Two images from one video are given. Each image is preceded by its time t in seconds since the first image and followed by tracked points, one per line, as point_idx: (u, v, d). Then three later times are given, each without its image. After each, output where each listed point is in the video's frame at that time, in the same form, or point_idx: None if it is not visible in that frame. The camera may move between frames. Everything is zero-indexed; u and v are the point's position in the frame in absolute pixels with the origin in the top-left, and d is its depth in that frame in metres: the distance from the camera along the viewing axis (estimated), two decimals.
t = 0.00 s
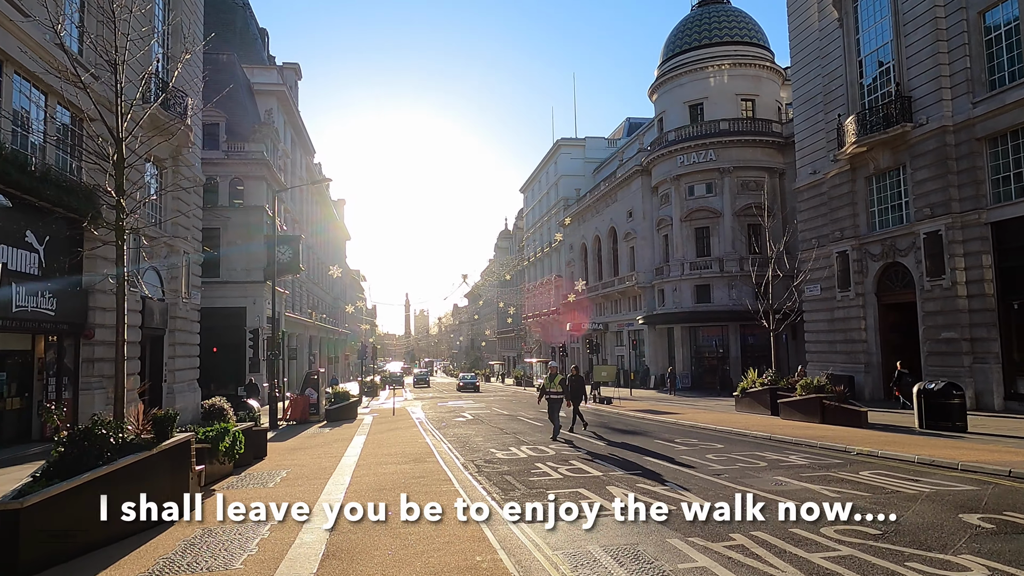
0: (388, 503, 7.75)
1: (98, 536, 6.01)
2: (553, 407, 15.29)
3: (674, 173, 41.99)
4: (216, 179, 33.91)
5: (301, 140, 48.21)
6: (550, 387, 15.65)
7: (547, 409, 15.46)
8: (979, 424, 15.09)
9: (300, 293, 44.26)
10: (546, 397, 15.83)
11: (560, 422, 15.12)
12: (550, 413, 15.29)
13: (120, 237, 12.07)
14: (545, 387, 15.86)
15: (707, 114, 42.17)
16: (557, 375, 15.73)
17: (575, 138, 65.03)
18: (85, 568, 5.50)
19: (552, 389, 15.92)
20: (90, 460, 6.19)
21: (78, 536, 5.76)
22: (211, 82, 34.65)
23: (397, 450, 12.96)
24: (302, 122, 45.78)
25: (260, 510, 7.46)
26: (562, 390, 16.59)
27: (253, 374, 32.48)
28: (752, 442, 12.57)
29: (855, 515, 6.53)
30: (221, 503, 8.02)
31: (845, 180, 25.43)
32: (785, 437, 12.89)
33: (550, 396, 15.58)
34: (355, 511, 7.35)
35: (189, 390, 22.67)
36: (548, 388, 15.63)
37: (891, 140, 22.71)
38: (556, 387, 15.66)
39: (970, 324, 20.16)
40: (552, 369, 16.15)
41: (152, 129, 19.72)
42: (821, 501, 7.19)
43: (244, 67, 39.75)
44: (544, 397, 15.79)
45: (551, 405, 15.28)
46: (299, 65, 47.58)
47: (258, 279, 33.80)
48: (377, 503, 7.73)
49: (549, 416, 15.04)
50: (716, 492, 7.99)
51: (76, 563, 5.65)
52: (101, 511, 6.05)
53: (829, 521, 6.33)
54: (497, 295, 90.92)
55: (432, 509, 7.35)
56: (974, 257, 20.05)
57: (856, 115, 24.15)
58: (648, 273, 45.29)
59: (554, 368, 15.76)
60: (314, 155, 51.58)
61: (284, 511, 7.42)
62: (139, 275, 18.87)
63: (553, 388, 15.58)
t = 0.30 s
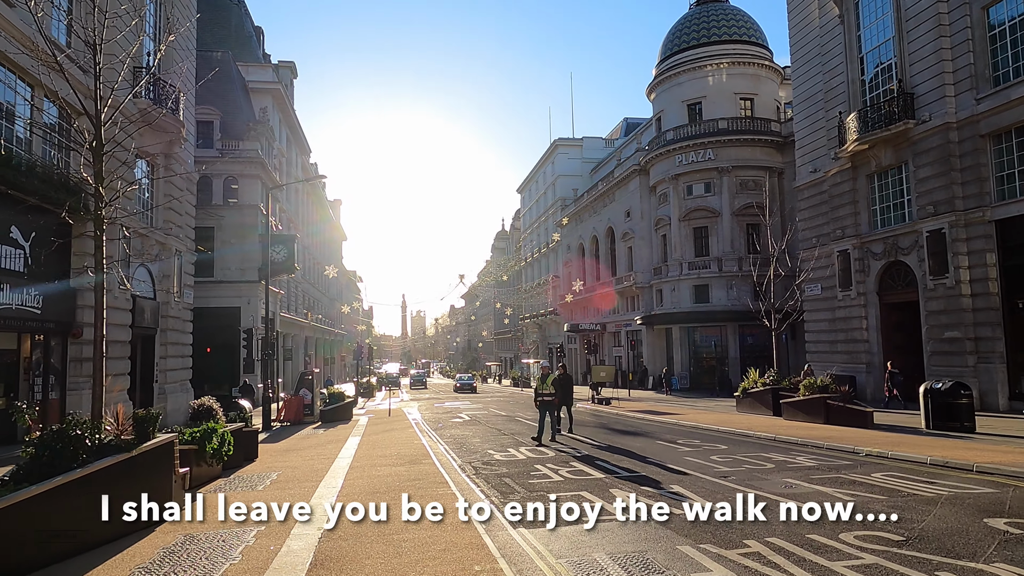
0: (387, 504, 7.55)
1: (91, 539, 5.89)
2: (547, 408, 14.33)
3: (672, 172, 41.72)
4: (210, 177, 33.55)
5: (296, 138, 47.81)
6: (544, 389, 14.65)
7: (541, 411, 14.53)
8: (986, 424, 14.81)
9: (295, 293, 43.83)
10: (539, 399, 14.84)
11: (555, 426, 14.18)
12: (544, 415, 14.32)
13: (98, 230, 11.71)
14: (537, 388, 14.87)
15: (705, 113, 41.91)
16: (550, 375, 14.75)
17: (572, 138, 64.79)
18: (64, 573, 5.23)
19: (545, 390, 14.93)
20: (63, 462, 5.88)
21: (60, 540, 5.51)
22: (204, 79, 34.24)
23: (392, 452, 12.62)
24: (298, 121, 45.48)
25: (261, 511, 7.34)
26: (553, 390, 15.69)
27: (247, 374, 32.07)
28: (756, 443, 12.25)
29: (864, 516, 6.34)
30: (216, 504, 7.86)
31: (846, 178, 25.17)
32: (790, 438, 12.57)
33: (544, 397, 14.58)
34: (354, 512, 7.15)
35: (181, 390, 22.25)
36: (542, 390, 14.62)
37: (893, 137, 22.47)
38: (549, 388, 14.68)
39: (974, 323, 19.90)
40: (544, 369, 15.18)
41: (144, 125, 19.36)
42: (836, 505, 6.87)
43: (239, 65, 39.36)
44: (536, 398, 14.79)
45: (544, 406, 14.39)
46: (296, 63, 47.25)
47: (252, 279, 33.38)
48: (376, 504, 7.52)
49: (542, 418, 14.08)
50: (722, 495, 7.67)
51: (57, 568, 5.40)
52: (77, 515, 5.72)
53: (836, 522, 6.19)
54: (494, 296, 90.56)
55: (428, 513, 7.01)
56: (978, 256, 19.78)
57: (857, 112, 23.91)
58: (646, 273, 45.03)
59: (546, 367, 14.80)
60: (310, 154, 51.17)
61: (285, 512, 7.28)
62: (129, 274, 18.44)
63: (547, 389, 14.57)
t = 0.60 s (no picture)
0: (388, 504, 7.82)
1: (66, 554, 5.53)
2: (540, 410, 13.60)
3: (671, 172, 41.44)
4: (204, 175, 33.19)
5: (292, 136, 47.36)
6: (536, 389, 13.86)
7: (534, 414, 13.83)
8: (994, 427, 14.54)
9: (291, 293, 43.46)
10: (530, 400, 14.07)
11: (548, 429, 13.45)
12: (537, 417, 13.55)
13: (80, 226, 11.33)
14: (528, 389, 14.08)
15: (704, 111, 41.64)
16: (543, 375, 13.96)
17: (570, 138, 64.49)
18: None
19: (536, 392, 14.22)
20: (36, 475, 5.53)
21: (33, 556, 5.15)
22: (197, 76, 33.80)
23: (389, 456, 12.30)
24: (294, 119, 45.08)
25: (262, 511, 7.61)
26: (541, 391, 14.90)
27: (242, 374, 31.65)
28: (763, 447, 11.95)
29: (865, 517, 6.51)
30: (222, 503, 8.18)
31: (847, 177, 24.91)
32: (795, 441, 12.29)
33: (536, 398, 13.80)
34: (355, 512, 7.44)
35: (173, 391, 21.83)
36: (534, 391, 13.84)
37: (896, 136, 22.21)
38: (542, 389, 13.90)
39: (979, 323, 19.63)
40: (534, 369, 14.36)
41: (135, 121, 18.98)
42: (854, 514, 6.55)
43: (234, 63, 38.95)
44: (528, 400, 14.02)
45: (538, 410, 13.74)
46: (291, 61, 46.78)
47: (247, 278, 32.96)
48: (377, 504, 7.79)
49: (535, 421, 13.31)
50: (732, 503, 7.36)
51: None
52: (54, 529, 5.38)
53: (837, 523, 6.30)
54: (491, 295, 90.23)
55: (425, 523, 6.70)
56: (983, 256, 19.53)
57: (859, 110, 23.64)
58: (645, 272, 44.75)
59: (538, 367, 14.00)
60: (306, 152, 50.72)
61: (286, 512, 7.54)
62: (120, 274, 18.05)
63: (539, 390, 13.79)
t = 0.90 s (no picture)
0: (390, 505, 8.02)
1: (33, 566, 5.23)
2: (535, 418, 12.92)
3: (669, 174, 41.22)
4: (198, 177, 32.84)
5: (287, 138, 47.01)
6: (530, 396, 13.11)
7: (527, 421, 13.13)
8: (1002, 430, 14.28)
9: (286, 296, 43.03)
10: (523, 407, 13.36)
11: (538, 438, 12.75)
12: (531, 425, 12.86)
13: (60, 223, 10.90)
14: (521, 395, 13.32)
15: (702, 113, 41.48)
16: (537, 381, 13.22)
17: (567, 140, 64.30)
18: None
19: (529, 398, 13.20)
20: (4, 482, 5.24)
21: None
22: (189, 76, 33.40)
23: (384, 461, 11.95)
24: (289, 120, 44.74)
25: (263, 511, 7.72)
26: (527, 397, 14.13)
27: (235, 378, 31.22)
28: (768, 451, 11.64)
29: (864, 516, 6.60)
30: (223, 505, 8.29)
31: (847, 178, 24.70)
32: (801, 445, 11.99)
33: (530, 405, 13.07)
34: (356, 512, 7.60)
35: (164, 395, 21.41)
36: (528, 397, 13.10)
37: (897, 136, 22.01)
38: (535, 395, 13.15)
39: (982, 325, 19.40)
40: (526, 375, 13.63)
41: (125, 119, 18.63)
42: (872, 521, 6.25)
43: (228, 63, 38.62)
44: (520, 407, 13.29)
45: (530, 417, 12.94)
46: (286, 62, 46.44)
47: (241, 281, 32.54)
48: (379, 504, 7.99)
49: (529, 430, 12.64)
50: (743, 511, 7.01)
51: None
52: (19, 539, 5.09)
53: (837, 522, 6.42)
54: (488, 298, 89.87)
55: (421, 531, 6.39)
56: (986, 257, 19.31)
57: (860, 111, 23.44)
58: (642, 275, 44.48)
59: (532, 372, 13.27)
60: (300, 154, 50.33)
61: (287, 512, 7.64)
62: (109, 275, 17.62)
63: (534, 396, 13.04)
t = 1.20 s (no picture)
0: (391, 504, 8.00)
1: None
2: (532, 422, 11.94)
3: (671, 172, 40.89)
4: (197, 175, 32.52)
5: (286, 137, 46.71)
6: (527, 396, 12.09)
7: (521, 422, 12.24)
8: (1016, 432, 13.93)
9: (285, 295, 42.73)
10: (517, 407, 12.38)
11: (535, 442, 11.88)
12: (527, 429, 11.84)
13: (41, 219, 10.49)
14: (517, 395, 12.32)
15: (704, 112, 41.15)
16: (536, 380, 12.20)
17: (568, 139, 64.00)
18: None
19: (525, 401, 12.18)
20: None
21: None
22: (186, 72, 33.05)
23: (383, 464, 11.64)
24: (289, 119, 44.45)
25: (264, 511, 7.75)
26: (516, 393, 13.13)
27: (233, 378, 30.92)
28: (778, 454, 11.31)
29: (866, 516, 6.65)
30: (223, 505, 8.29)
31: (854, 175, 24.36)
32: (812, 448, 11.65)
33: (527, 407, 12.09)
34: (358, 512, 7.59)
35: (160, 394, 21.09)
36: (525, 398, 12.09)
37: (905, 133, 21.66)
38: (533, 396, 12.14)
39: (992, 325, 19.06)
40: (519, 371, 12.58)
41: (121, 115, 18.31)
42: (896, 530, 5.91)
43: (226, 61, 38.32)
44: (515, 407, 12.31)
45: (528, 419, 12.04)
46: (285, 60, 46.12)
47: (240, 280, 32.22)
48: (380, 504, 7.98)
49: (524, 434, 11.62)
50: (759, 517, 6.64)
51: None
52: None
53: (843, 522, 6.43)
54: (489, 298, 89.49)
55: (420, 540, 6.08)
56: (996, 255, 18.96)
57: (867, 107, 23.10)
58: (644, 274, 44.14)
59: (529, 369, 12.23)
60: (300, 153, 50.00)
61: (288, 512, 7.69)
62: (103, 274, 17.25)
63: (531, 397, 12.05)
